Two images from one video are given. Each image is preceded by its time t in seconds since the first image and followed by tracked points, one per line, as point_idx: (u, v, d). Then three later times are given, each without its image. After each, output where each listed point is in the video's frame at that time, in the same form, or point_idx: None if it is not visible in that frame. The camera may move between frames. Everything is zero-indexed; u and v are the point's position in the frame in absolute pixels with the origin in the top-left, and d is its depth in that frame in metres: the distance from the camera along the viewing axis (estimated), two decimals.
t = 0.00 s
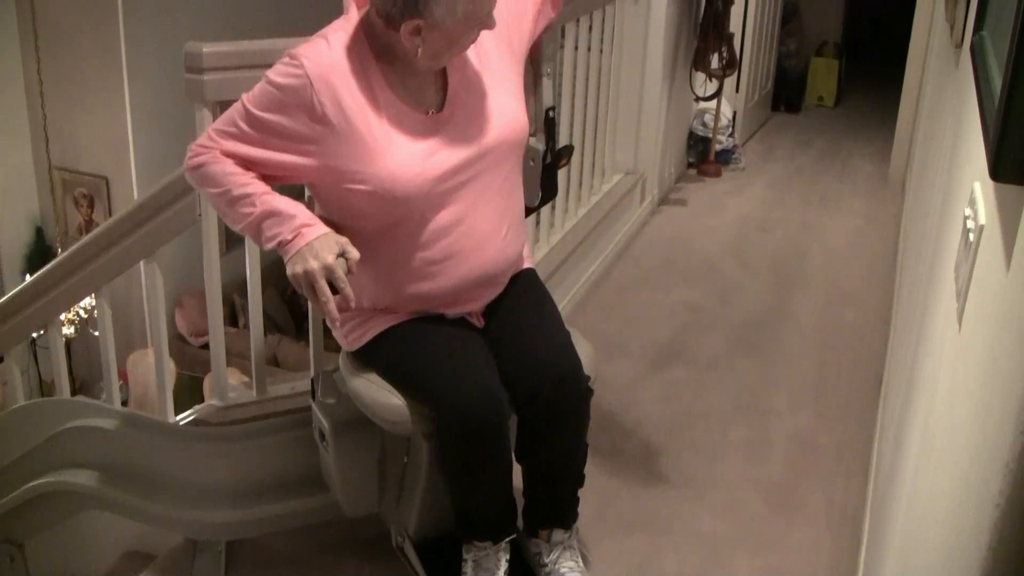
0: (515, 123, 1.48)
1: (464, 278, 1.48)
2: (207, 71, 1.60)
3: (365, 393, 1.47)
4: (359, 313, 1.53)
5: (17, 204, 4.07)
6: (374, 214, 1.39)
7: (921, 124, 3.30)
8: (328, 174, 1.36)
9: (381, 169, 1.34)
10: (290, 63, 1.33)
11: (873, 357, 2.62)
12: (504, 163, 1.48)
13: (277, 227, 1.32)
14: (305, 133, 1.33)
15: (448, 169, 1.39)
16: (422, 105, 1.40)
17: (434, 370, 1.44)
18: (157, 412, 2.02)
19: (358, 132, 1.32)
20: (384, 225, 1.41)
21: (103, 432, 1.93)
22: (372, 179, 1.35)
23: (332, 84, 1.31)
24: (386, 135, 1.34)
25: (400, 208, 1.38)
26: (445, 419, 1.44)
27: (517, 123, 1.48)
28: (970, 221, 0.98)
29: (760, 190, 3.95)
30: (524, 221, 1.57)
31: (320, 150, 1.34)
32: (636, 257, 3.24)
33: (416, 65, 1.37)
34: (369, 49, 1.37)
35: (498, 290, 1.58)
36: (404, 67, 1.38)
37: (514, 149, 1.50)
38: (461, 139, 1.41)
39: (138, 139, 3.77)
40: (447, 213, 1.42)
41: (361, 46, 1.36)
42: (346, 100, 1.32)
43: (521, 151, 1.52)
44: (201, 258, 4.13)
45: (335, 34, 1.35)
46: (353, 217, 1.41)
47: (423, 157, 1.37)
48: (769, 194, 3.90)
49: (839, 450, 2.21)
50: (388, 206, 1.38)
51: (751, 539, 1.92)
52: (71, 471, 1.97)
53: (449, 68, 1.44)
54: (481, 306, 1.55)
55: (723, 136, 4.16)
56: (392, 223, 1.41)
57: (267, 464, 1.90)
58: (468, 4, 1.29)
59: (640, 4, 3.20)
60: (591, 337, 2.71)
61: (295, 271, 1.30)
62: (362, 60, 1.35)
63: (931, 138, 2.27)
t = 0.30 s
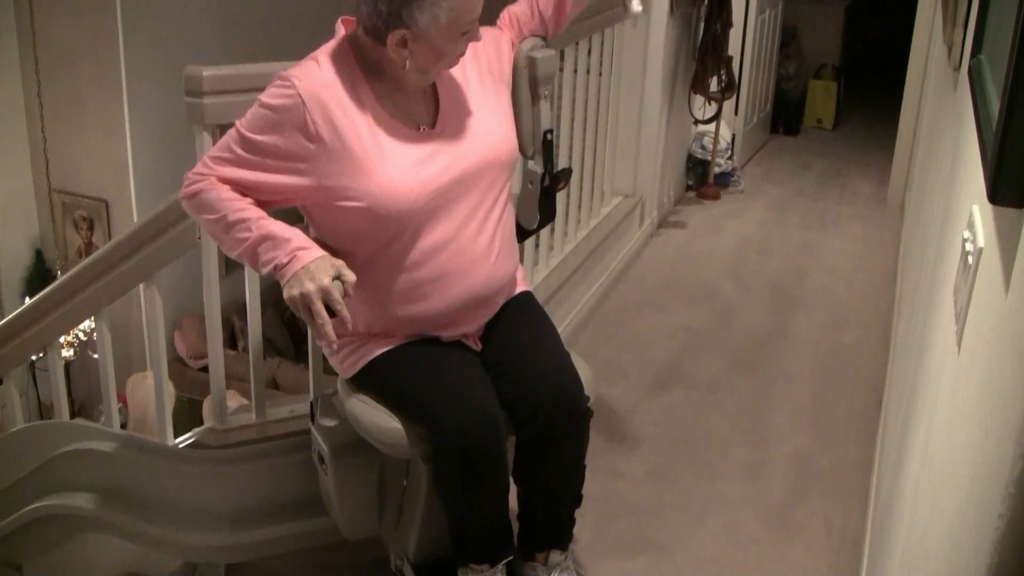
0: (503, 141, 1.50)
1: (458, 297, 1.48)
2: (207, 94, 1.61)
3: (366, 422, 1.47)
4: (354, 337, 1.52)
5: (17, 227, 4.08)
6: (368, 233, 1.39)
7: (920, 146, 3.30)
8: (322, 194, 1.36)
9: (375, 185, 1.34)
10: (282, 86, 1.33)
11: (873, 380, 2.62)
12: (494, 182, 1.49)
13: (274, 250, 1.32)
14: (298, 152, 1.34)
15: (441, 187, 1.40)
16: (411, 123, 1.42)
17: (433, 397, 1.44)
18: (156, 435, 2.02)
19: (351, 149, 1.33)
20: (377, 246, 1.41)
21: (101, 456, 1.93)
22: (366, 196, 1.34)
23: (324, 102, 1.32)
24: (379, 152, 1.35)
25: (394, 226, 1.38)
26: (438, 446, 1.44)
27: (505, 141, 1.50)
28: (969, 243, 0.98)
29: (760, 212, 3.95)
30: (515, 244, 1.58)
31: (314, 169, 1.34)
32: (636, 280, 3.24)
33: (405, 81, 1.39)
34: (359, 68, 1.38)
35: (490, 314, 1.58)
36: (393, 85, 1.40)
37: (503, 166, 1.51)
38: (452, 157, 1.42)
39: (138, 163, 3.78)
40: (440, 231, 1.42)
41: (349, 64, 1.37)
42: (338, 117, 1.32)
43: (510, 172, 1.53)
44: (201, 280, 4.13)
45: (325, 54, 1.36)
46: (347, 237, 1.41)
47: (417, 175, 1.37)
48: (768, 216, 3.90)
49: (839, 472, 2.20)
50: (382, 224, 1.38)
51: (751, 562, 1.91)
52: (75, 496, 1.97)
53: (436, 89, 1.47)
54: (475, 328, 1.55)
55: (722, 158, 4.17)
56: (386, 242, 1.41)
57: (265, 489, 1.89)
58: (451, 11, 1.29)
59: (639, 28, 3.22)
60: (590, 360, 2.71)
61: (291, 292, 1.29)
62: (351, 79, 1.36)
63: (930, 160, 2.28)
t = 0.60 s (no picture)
0: (517, 155, 1.50)
1: (467, 309, 1.47)
2: (208, 112, 1.61)
3: (363, 430, 1.43)
4: (362, 351, 1.51)
5: (17, 245, 4.08)
6: (381, 239, 1.39)
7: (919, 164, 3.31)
8: (337, 202, 1.36)
9: (389, 190, 1.34)
10: (299, 94, 1.35)
11: (873, 397, 2.61)
12: (508, 195, 1.49)
13: (288, 258, 1.31)
14: (313, 159, 1.35)
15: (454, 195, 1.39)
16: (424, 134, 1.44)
17: (434, 413, 1.41)
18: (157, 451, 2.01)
19: (365, 153, 1.33)
20: (388, 255, 1.41)
21: (104, 473, 1.93)
22: (377, 201, 1.34)
23: (339, 108, 1.33)
24: (392, 159, 1.35)
25: (407, 233, 1.38)
26: (433, 451, 1.41)
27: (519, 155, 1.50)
28: (969, 260, 0.98)
29: (761, 230, 3.95)
30: (524, 262, 1.58)
31: (329, 176, 1.35)
32: (636, 297, 3.24)
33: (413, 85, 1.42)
34: (372, 74, 1.42)
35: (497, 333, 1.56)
36: (404, 91, 1.44)
37: (518, 180, 1.50)
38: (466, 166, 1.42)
39: (139, 180, 3.79)
40: (454, 239, 1.42)
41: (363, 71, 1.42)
42: (352, 123, 1.33)
43: (525, 186, 1.54)
44: (201, 298, 4.13)
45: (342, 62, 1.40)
46: (359, 246, 1.41)
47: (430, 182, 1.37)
48: (768, 234, 3.90)
49: (840, 490, 2.20)
50: (397, 230, 1.37)
51: None
52: (89, 514, 1.96)
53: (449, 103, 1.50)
54: (480, 345, 1.53)
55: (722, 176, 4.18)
56: (399, 250, 1.40)
57: (264, 506, 1.88)
58: None
59: (638, 46, 3.23)
60: (590, 377, 2.71)
61: (301, 297, 1.27)
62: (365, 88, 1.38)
63: (930, 178, 2.28)
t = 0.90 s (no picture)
0: (528, 170, 1.49)
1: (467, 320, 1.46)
2: (210, 126, 1.61)
3: (364, 445, 1.43)
4: (362, 360, 1.51)
5: (18, 259, 4.08)
6: (386, 244, 1.40)
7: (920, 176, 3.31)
8: (341, 207, 1.38)
9: (387, 192, 1.35)
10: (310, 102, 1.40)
11: (874, 411, 2.61)
12: (519, 210, 1.49)
13: (290, 266, 1.32)
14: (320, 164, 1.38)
15: (454, 203, 1.39)
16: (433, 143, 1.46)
17: (435, 426, 1.40)
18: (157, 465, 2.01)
19: (365, 156, 1.36)
20: (391, 261, 1.42)
21: (105, 487, 1.93)
22: (377, 204, 1.36)
23: (344, 114, 1.37)
24: (394, 165, 1.36)
25: (409, 237, 1.39)
26: (424, 462, 1.40)
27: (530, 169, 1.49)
28: (969, 274, 0.98)
29: (762, 243, 3.96)
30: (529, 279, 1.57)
31: (332, 180, 1.37)
32: (637, 311, 3.24)
33: (418, 92, 1.46)
34: (383, 81, 1.47)
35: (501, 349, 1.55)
36: (412, 98, 1.47)
37: (531, 195, 1.50)
38: (470, 174, 1.42)
39: (141, 194, 3.79)
40: (459, 247, 1.42)
41: (374, 78, 1.46)
42: (355, 126, 1.37)
43: (539, 201, 1.53)
44: (202, 312, 4.13)
45: (357, 73, 1.46)
46: (365, 250, 1.43)
47: (428, 188, 1.37)
48: (769, 248, 3.90)
49: (840, 504, 2.20)
50: (398, 233, 1.38)
51: None
52: (92, 527, 1.96)
53: (464, 115, 1.52)
54: (479, 361, 1.52)
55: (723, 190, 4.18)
56: (403, 256, 1.41)
57: (262, 519, 1.88)
58: None
59: (638, 60, 3.23)
60: (591, 391, 2.71)
61: (299, 305, 1.27)
62: (375, 95, 1.42)
63: (931, 192, 2.28)
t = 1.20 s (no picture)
0: (542, 185, 1.50)
1: (476, 334, 1.46)
2: (210, 143, 1.62)
3: (367, 462, 1.40)
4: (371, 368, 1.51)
5: (19, 275, 4.09)
6: (395, 250, 1.43)
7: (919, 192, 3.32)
8: (356, 213, 1.43)
9: (394, 196, 1.39)
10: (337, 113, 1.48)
11: (876, 428, 2.61)
12: (531, 225, 1.49)
13: (297, 278, 1.34)
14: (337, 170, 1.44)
15: (457, 210, 1.41)
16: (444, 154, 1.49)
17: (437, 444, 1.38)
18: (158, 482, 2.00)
19: (378, 163, 1.41)
20: (401, 269, 1.44)
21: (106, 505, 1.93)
22: (384, 208, 1.40)
23: (361, 120, 1.44)
24: (402, 171, 1.41)
25: (414, 242, 1.41)
26: (423, 474, 1.38)
27: (544, 184, 1.50)
28: (969, 290, 0.98)
29: (762, 259, 3.96)
30: (541, 299, 1.56)
31: (349, 187, 1.44)
32: (637, 327, 3.24)
33: (431, 104, 1.50)
34: (403, 94, 1.52)
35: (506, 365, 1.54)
36: (428, 111, 1.51)
37: (544, 211, 1.50)
38: (477, 184, 1.44)
39: (142, 211, 3.80)
40: (464, 256, 1.42)
41: (394, 91, 1.51)
42: (371, 135, 1.43)
43: (550, 215, 1.52)
44: (203, 328, 4.14)
45: (382, 85, 1.52)
46: (380, 258, 1.46)
47: (433, 194, 1.40)
48: (770, 263, 3.91)
49: (842, 520, 2.19)
50: (404, 239, 1.41)
51: None
52: (94, 545, 1.97)
53: (485, 129, 1.55)
54: (483, 376, 1.50)
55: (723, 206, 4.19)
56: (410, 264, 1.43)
57: (264, 537, 1.88)
58: None
59: (638, 76, 3.24)
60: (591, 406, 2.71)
61: (301, 319, 1.28)
62: (395, 107, 1.48)
63: (930, 207, 2.29)
